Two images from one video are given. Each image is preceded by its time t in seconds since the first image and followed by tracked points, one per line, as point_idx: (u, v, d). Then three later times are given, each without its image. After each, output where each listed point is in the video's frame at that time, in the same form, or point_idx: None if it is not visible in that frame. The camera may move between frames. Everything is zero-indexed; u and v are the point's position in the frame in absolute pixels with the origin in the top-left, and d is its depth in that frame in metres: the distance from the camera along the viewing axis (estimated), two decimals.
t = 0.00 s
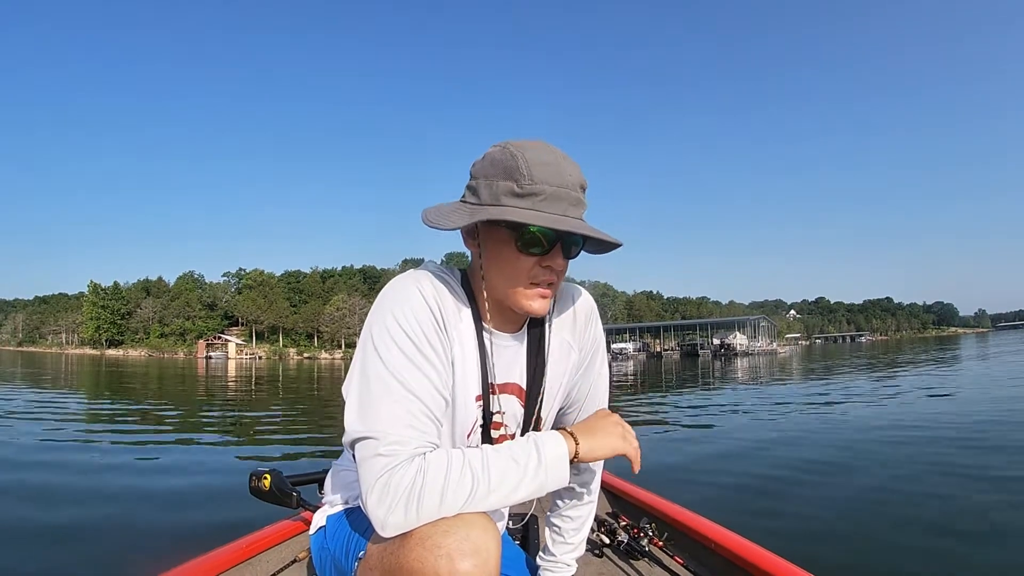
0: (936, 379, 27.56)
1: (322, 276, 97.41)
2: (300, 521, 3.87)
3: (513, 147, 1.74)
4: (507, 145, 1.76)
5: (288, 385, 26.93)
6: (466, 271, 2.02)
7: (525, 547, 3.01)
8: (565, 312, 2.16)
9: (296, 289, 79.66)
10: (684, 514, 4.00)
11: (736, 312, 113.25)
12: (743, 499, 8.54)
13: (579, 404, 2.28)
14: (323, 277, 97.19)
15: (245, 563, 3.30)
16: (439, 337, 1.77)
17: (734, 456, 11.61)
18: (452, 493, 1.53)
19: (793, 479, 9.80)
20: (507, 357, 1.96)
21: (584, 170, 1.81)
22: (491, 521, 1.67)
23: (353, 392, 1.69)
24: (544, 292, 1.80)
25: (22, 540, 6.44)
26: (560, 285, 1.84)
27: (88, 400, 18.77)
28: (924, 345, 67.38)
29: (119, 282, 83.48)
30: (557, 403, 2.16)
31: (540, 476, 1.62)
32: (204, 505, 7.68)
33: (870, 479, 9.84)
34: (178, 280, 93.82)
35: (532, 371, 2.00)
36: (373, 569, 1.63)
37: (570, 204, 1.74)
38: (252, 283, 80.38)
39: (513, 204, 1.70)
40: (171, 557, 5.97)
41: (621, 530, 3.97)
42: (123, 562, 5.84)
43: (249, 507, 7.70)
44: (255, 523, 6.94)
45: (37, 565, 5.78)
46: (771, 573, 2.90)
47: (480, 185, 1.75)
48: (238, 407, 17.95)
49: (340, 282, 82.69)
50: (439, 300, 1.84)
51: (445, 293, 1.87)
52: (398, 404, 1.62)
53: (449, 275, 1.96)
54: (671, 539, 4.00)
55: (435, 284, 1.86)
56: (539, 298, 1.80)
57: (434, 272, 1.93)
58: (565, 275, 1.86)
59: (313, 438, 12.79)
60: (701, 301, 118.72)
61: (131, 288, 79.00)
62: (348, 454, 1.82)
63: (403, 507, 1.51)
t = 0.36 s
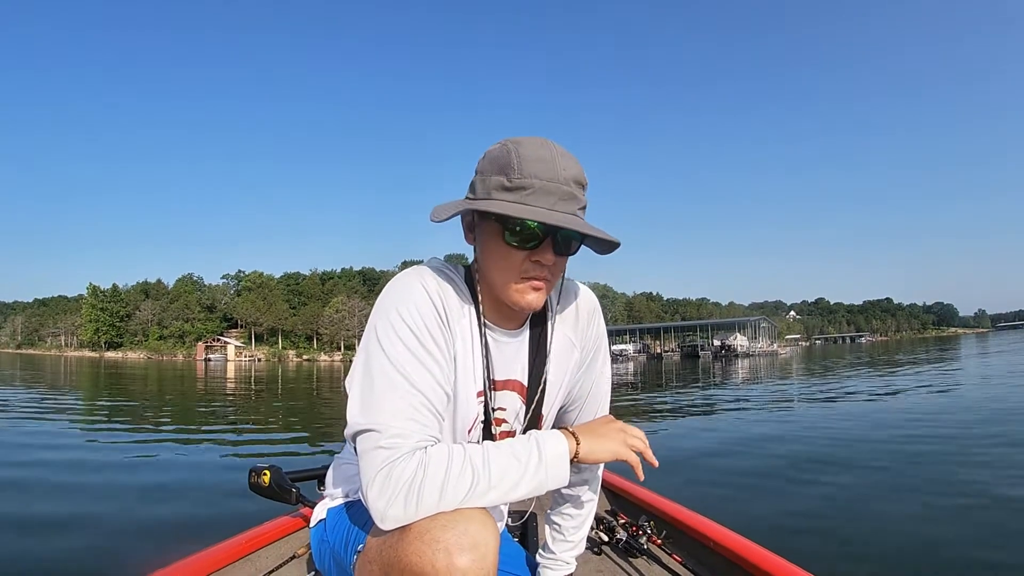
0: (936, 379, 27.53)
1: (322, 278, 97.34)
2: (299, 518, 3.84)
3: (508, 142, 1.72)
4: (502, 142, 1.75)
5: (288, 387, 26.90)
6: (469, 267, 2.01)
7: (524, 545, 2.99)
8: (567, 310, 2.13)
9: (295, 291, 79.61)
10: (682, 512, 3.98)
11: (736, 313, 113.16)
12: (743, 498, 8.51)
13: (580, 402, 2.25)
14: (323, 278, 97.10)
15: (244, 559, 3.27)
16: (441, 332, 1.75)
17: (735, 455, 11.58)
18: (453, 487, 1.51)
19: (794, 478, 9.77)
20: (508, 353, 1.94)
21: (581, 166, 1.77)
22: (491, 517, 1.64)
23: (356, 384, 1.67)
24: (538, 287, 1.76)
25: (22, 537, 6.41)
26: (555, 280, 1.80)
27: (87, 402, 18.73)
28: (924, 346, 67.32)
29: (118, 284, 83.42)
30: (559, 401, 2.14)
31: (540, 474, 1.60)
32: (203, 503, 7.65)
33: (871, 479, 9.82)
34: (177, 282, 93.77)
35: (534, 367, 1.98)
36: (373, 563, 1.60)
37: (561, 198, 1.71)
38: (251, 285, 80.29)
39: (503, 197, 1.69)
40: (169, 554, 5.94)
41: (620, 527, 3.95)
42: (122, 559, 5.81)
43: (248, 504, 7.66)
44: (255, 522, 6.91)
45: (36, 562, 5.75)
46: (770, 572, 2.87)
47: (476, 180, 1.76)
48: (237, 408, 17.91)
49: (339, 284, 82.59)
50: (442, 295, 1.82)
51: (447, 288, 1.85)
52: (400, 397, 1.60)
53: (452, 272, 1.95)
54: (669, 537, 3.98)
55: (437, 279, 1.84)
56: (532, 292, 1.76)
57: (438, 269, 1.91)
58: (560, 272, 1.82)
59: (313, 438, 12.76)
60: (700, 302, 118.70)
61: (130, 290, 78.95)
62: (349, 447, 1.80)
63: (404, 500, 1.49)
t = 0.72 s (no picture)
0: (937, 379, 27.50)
1: (322, 282, 97.31)
2: (299, 519, 3.81)
3: (509, 143, 1.70)
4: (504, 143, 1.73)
5: (288, 390, 26.88)
6: (474, 268, 1.98)
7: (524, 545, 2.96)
8: (571, 311, 2.11)
9: (295, 295, 79.60)
10: (682, 513, 3.95)
11: (736, 314, 113.05)
12: (745, 499, 8.46)
13: (584, 403, 2.23)
14: (323, 282, 97.13)
15: (244, 560, 3.25)
16: (448, 333, 1.73)
17: (736, 457, 11.54)
18: (460, 489, 1.49)
19: (796, 479, 9.73)
20: (514, 355, 1.92)
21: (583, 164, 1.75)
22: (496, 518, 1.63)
23: (362, 385, 1.65)
24: (543, 288, 1.74)
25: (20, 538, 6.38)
26: (560, 281, 1.78)
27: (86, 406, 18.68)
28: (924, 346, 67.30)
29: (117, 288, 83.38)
30: (563, 402, 2.11)
31: (545, 476, 1.58)
32: (202, 504, 7.62)
33: (873, 479, 9.78)
34: (177, 286, 93.76)
35: (539, 369, 1.96)
36: (378, 564, 1.58)
37: (563, 197, 1.69)
38: (251, 290, 80.24)
39: (507, 199, 1.68)
40: (167, 555, 5.90)
41: (620, 528, 3.92)
42: (120, 560, 5.78)
43: (247, 506, 7.62)
44: (254, 522, 6.89)
45: (34, 563, 5.72)
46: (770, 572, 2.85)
47: (479, 183, 1.74)
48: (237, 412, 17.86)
49: (339, 287, 82.57)
50: (449, 296, 1.80)
51: (455, 289, 1.83)
52: (407, 398, 1.58)
53: (459, 273, 1.92)
54: (669, 537, 3.96)
55: (445, 281, 1.82)
56: (537, 295, 1.74)
57: (444, 270, 1.89)
58: (566, 272, 1.79)
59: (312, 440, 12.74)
60: (701, 304, 118.70)
61: (130, 294, 78.92)
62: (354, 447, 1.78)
63: (410, 501, 1.47)
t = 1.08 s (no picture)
0: (938, 380, 27.44)
1: (322, 283, 97.31)
2: (300, 521, 3.78)
3: (513, 146, 1.69)
4: (509, 146, 1.71)
5: (288, 391, 26.87)
6: (478, 270, 1.96)
7: (525, 548, 2.93)
8: (573, 312, 2.09)
9: (295, 296, 79.60)
10: (683, 513, 3.92)
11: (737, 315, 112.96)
12: (747, 501, 8.42)
13: (586, 403, 2.21)
14: (324, 283, 97.20)
15: (245, 562, 3.23)
16: (453, 337, 1.71)
17: (737, 458, 11.49)
18: (466, 494, 1.47)
19: (797, 480, 9.69)
20: (518, 358, 1.89)
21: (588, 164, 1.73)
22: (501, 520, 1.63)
23: (367, 390, 1.62)
24: (548, 289, 1.72)
25: (20, 540, 6.36)
26: (565, 281, 1.75)
27: (86, 408, 18.62)
28: (925, 348, 67.21)
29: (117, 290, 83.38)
30: (565, 403, 2.09)
31: (551, 478, 1.56)
32: (202, 505, 7.60)
33: (875, 481, 9.74)
34: (177, 287, 93.74)
35: (542, 371, 1.93)
36: (383, 569, 1.59)
37: (567, 197, 1.67)
38: (251, 290, 80.23)
39: (510, 199, 1.65)
40: (166, 557, 5.87)
41: (621, 529, 3.88)
42: (120, 561, 5.76)
43: (248, 506, 7.60)
44: (254, 524, 6.87)
45: (34, 565, 5.70)
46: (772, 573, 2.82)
47: (483, 184, 1.72)
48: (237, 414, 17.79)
49: (339, 288, 82.51)
50: (454, 301, 1.77)
51: (459, 293, 1.80)
52: (412, 403, 1.55)
53: (462, 276, 1.89)
54: (671, 538, 3.92)
55: (450, 285, 1.80)
56: (541, 295, 1.72)
57: (448, 273, 1.86)
58: (571, 273, 1.77)
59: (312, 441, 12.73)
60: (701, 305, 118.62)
61: (129, 295, 78.91)
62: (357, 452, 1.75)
63: (417, 508, 1.45)
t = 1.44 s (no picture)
0: (939, 381, 27.41)
1: (322, 282, 97.31)
2: (300, 522, 3.75)
3: (502, 147, 1.66)
4: (498, 147, 1.68)
5: (288, 390, 26.88)
6: (469, 273, 1.94)
7: (525, 549, 2.90)
8: (566, 313, 2.07)
9: (295, 295, 79.60)
10: (684, 515, 3.89)
11: (737, 315, 112.93)
12: (747, 501, 8.40)
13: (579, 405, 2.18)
14: (324, 282, 97.20)
15: (244, 563, 3.20)
16: (442, 340, 1.68)
17: (737, 458, 11.46)
18: (453, 496, 1.46)
19: (798, 480, 9.66)
20: (509, 360, 1.87)
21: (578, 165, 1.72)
22: (491, 521, 1.61)
23: (355, 395, 1.60)
24: (547, 289, 1.70)
25: (21, 542, 6.34)
26: (562, 280, 1.74)
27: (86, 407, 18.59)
28: (926, 348, 67.17)
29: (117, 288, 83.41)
30: (559, 405, 2.07)
31: (540, 478, 1.54)
32: (202, 506, 7.58)
33: (876, 481, 9.71)
34: (177, 285, 93.73)
35: (535, 372, 1.91)
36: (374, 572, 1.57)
37: (562, 196, 1.64)
38: (251, 289, 80.21)
39: (504, 201, 1.62)
40: (165, 558, 5.85)
41: (621, 531, 3.86)
42: (120, 562, 5.74)
43: (247, 506, 7.57)
44: (255, 523, 6.85)
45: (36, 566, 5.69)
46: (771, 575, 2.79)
47: (473, 186, 1.68)
48: (237, 413, 17.76)
49: (339, 287, 82.49)
50: (443, 303, 1.74)
51: (449, 296, 1.78)
52: (400, 406, 1.53)
53: (453, 279, 1.87)
54: (671, 540, 3.89)
55: (439, 287, 1.77)
56: (540, 295, 1.69)
57: (438, 275, 1.84)
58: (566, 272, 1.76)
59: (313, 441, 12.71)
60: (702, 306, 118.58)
61: (129, 294, 78.88)
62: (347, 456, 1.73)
63: (404, 511, 1.43)
